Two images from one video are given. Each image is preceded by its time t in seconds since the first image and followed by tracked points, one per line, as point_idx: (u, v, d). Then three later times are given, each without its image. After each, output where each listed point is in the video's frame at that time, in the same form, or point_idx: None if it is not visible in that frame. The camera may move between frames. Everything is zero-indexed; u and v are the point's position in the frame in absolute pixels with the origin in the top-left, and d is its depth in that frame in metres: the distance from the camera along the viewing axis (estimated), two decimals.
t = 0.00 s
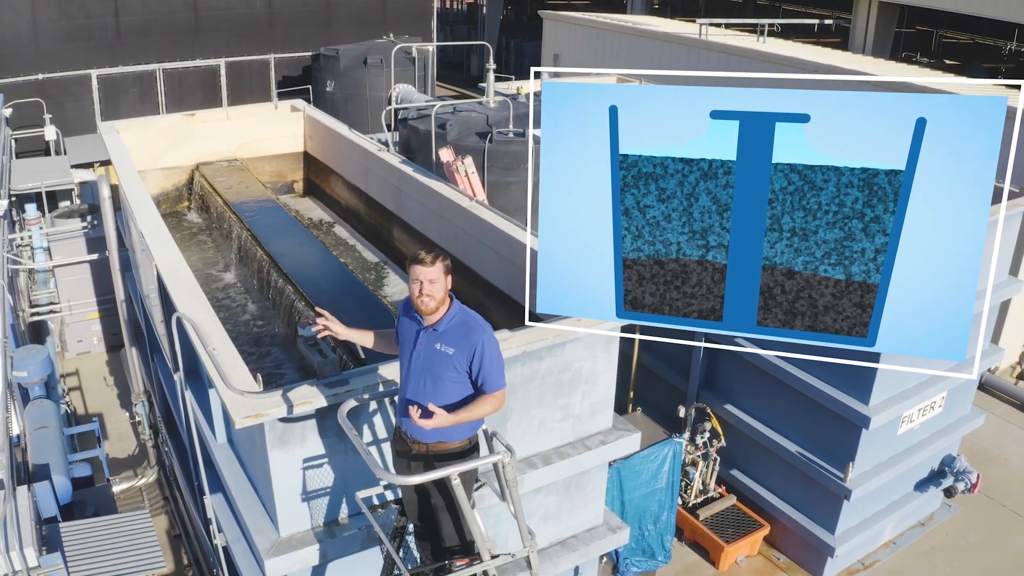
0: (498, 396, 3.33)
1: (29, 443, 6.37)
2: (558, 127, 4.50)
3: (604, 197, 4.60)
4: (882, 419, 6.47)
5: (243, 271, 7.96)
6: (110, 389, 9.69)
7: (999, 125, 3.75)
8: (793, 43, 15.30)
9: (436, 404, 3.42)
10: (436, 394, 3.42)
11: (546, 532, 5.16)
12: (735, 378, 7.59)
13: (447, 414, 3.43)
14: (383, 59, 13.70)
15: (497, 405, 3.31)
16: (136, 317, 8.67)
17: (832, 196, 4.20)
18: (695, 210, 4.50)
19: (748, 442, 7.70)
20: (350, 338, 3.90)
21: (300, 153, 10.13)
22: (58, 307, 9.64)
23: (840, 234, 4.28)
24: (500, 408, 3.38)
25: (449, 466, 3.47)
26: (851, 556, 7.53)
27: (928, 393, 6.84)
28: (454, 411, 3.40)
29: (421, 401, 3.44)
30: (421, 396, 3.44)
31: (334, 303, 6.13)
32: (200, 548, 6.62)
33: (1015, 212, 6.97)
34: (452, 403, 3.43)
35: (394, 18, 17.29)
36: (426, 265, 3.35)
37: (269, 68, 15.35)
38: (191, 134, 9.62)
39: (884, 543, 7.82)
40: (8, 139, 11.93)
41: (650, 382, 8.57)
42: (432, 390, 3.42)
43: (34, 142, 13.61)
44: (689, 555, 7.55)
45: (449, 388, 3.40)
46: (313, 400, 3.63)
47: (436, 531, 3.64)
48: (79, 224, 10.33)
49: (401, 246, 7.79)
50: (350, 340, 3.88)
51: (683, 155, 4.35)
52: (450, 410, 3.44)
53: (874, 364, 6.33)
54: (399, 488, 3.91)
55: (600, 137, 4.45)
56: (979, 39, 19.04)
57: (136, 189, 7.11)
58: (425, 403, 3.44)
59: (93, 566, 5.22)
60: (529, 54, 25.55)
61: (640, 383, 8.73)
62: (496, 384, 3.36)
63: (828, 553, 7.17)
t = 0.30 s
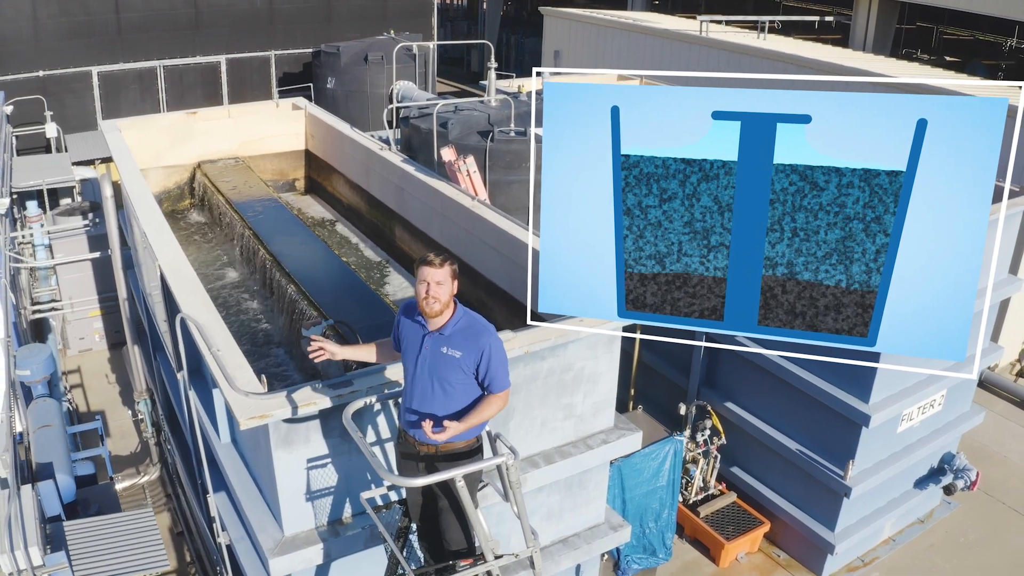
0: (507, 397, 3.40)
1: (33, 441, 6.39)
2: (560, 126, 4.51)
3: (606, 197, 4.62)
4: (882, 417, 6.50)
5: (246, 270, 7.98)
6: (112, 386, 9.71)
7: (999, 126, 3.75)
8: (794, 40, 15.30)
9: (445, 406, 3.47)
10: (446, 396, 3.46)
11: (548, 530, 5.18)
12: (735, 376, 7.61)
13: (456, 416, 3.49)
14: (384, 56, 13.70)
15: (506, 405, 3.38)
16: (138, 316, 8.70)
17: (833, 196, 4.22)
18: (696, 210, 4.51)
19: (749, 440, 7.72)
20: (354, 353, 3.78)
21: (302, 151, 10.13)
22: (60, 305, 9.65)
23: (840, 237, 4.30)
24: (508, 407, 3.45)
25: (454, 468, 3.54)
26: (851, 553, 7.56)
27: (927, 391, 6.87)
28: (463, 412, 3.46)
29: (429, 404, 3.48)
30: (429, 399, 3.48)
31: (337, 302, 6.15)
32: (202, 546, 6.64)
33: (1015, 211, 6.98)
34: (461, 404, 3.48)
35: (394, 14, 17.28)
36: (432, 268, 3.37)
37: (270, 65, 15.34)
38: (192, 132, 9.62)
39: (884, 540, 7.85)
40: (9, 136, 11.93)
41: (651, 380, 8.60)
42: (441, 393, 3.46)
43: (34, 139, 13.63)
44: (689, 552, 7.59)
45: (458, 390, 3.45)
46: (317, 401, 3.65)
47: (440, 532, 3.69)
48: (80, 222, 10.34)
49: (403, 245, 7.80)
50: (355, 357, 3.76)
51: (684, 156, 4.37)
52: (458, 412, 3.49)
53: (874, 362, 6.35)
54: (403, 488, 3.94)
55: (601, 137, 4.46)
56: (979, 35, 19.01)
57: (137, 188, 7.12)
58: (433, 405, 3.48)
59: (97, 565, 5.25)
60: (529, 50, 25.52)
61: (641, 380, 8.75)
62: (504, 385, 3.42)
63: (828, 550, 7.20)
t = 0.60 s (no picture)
0: (510, 397, 3.46)
1: (36, 439, 6.41)
2: (561, 126, 4.53)
3: (607, 197, 4.63)
4: (882, 414, 6.52)
5: (248, 268, 8.01)
6: (114, 383, 9.74)
7: (999, 125, 3.77)
8: (794, 35, 15.29)
9: (448, 407, 3.51)
10: (450, 397, 3.50)
11: (549, 527, 5.21)
12: (735, 372, 7.63)
13: (460, 417, 3.53)
14: (385, 52, 13.70)
15: (511, 404, 3.44)
16: (141, 313, 8.72)
17: (833, 196, 4.24)
18: (697, 210, 4.53)
19: (749, 438, 7.74)
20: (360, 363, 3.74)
21: (303, 148, 10.14)
22: (62, 302, 9.67)
23: (839, 236, 4.32)
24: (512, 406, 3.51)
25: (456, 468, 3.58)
26: (850, 549, 7.59)
27: (926, 388, 6.89)
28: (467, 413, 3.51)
29: (433, 405, 3.52)
30: (433, 400, 3.52)
31: (338, 301, 6.17)
32: (205, 543, 6.67)
33: (1015, 208, 6.98)
34: (465, 405, 3.52)
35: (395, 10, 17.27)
36: (433, 271, 3.40)
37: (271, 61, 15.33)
38: (194, 130, 9.64)
39: (883, 536, 7.88)
40: (10, 132, 11.93)
41: (652, 377, 8.62)
42: (445, 394, 3.50)
43: (35, 135, 13.65)
44: (689, 548, 7.64)
45: (462, 391, 3.50)
46: (321, 400, 3.68)
47: (442, 532, 3.73)
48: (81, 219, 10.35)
49: (404, 243, 7.81)
50: (358, 365, 3.71)
51: (685, 155, 4.39)
52: (462, 413, 3.53)
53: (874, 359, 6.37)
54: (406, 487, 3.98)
55: (602, 137, 4.48)
56: (979, 30, 19.00)
57: (139, 186, 7.13)
58: (437, 407, 3.52)
59: (100, 561, 5.28)
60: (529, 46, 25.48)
61: (641, 377, 8.77)
62: (508, 385, 3.48)
63: (827, 547, 7.23)
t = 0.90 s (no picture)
0: (510, 398, 3.48)
1: (39, 436, 6.43)
2: (563, 125, 4.55)
3: (607, 196, 4.65)
4: (881, 411, 6.55)
5: (250, 265, 8.04)
6: (115, 379, 9.78)
7: (998, 125, 3.78)
8: (794, 31, 15.30)
9: (449, 407, 3.54)
10: (449, 397, 3.53)
11: (550, 524, 5.25)
12: (735, 369, 7.65)
13: (459, 417, 3.56)
14: (386, 49, 13.70)
15: (510, 406, 3.47)
16: (142, 310, 8.73)
17: (832, 196, 4.25)
18: (697, 208, 4.54)
19: (748, 434, 7.77)
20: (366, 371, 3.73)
21: (304, 145, 10.15)
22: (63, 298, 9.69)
23: (838, 236, 4.34)
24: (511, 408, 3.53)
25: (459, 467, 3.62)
26: (849, 545, 7.62)
27: (925, 385, 6.92)
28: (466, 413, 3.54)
29: (433, 404, 3.55)
30: (433, 399, 3.55)
31: (340, 299, 6.20)
32: (207, 540, 6.69)
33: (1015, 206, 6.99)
34: (464, 405, 3.55)
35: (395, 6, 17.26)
36: (439, 267, 3.44)
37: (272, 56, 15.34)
38: (195, 127, 9.66)
39: (882, 532, 7.92)
40: (11, 129, 11.95)
41: (652, 373, 8.64)
42: (445, 394, 3.53)
43: (36, 131, 13.65)
44: (689, 544, 7.68)
45: (462, 391, 3.52)
46: (324, 399, 3.71)
47: (445, 529, 3.76)
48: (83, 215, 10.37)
49: (405, 240, 7.83)
50: (362, 372, 3.71)
51: (685, 155, 4.40)
52: (461, 413, 3.56)
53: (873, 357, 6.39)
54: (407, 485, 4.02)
55: (603, 136, 4.50)
56: (979, 26, 18.98)
57: (142, 183, 7.16)
58: (436, 405, 3.56)
59: (103, 558, 5.32)
60: (529, 41, 25.48)
61: (641, 373, 8.79)
62: (508, 387, 3.49)
63: (826, 542, 7.27)
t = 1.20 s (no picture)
0: (513, 397, 3.52)
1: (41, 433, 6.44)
2: (564, 124, 4.56)
3: (607, 195, 4.67)
4: (880, 408, 6.58)
5: (251, 263, 8.07)
6: (117, 375, 9.80)
7: (996, 125, 3.81)
8: (795, 27, 15.29)
9: (452, 408, 3.58)
10: (452, 397, 3.57)
11: (550, 521, 5.28)
12: (735, 365, 7.67)
13: (463, 416, 3.60)
14: (386, 44, 13.70)
15: (512, 404, 3.51)
16: (144, 307, 8.76)
17: (831, 195, 4.27)
18: (696, 207, 4.55)
19: (748, 431, 7.79)
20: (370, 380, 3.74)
21: (305, 142, 10.17)
22: (64, 295, 9.71)
23: (835, 236, 4.36)
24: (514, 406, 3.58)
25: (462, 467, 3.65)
26: (848, 541, 7.66)
27: (924, 382, 6.95)
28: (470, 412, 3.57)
29: (436, 404, 3.58)
30: (437, 400, 3.58)
31: (341, 297, 6.23)
32: (209, 537, 6.72)
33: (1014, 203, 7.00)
34: (467, 405, 3.59)
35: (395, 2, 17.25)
36: (440, 270, 3.46)
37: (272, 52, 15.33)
38: (196, 124, 9.67)
39: (881, 528, 7.96)
40: (12, 126, 11.96)
41: (652, 369, 8.65)
42: (448, 394, 3.56)
43: (36, 128, 13.66)
44: (688, 540, 7.72)
45: (465, 391, 3.55)
46: (326, 398, 3.74)
47: (449, 528, 3.80)
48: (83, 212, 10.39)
49: (406, 237, 7.86)
50: (363, 378, 3.74)
51: (685, 154, 4.42)
52: (465, 412, 3.60)
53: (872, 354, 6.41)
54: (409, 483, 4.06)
55: (603, 135, 4.51)
56: (980, 21, 18.96)
57: (143, 181, 7.18)
58: (440, 406, 3.59)
59: (106, 555, 5.35)
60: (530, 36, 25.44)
61: (641, 369, 8.81)
62: (510, 385, 3.53)
63: (824, 538, 7.31)
